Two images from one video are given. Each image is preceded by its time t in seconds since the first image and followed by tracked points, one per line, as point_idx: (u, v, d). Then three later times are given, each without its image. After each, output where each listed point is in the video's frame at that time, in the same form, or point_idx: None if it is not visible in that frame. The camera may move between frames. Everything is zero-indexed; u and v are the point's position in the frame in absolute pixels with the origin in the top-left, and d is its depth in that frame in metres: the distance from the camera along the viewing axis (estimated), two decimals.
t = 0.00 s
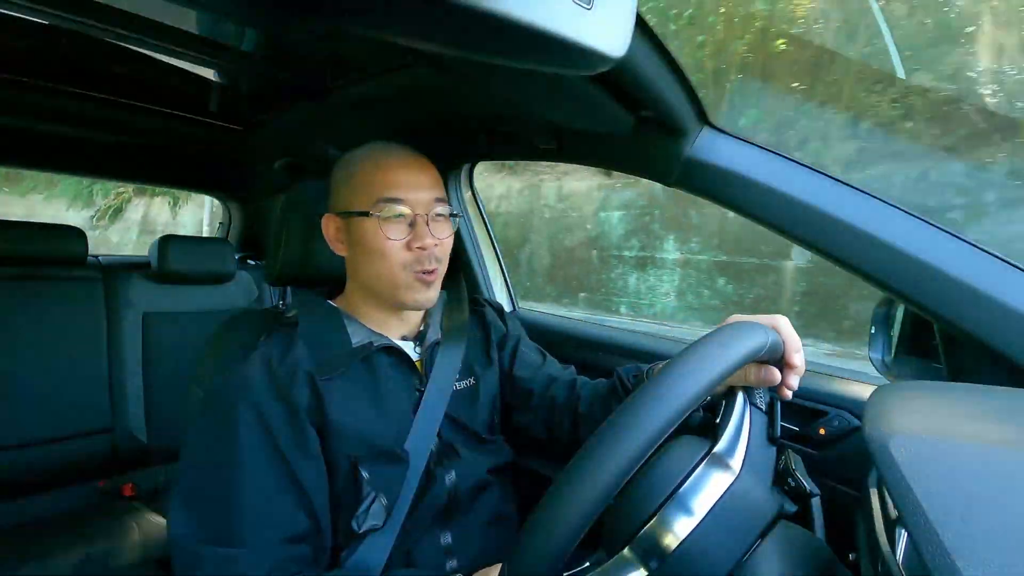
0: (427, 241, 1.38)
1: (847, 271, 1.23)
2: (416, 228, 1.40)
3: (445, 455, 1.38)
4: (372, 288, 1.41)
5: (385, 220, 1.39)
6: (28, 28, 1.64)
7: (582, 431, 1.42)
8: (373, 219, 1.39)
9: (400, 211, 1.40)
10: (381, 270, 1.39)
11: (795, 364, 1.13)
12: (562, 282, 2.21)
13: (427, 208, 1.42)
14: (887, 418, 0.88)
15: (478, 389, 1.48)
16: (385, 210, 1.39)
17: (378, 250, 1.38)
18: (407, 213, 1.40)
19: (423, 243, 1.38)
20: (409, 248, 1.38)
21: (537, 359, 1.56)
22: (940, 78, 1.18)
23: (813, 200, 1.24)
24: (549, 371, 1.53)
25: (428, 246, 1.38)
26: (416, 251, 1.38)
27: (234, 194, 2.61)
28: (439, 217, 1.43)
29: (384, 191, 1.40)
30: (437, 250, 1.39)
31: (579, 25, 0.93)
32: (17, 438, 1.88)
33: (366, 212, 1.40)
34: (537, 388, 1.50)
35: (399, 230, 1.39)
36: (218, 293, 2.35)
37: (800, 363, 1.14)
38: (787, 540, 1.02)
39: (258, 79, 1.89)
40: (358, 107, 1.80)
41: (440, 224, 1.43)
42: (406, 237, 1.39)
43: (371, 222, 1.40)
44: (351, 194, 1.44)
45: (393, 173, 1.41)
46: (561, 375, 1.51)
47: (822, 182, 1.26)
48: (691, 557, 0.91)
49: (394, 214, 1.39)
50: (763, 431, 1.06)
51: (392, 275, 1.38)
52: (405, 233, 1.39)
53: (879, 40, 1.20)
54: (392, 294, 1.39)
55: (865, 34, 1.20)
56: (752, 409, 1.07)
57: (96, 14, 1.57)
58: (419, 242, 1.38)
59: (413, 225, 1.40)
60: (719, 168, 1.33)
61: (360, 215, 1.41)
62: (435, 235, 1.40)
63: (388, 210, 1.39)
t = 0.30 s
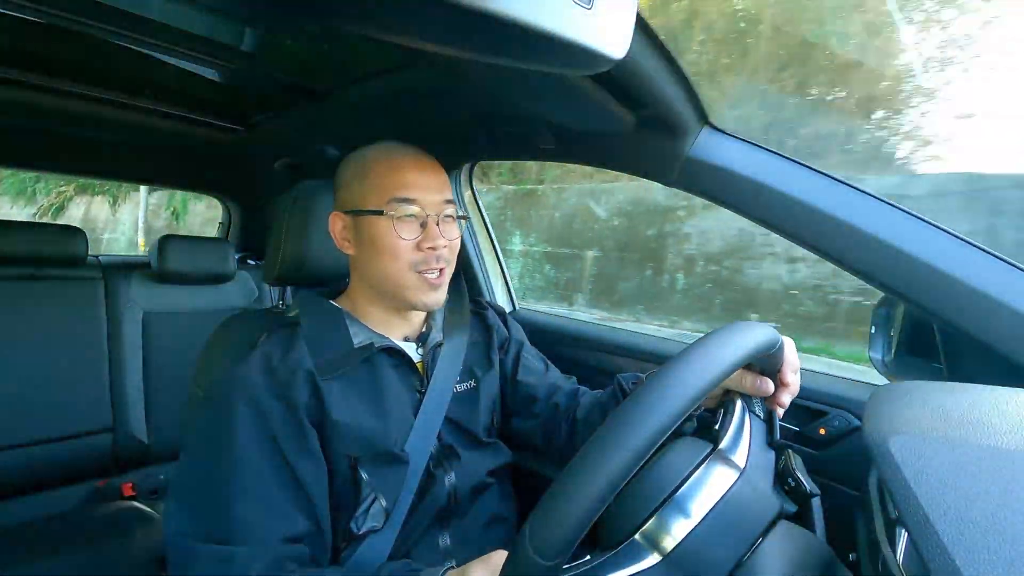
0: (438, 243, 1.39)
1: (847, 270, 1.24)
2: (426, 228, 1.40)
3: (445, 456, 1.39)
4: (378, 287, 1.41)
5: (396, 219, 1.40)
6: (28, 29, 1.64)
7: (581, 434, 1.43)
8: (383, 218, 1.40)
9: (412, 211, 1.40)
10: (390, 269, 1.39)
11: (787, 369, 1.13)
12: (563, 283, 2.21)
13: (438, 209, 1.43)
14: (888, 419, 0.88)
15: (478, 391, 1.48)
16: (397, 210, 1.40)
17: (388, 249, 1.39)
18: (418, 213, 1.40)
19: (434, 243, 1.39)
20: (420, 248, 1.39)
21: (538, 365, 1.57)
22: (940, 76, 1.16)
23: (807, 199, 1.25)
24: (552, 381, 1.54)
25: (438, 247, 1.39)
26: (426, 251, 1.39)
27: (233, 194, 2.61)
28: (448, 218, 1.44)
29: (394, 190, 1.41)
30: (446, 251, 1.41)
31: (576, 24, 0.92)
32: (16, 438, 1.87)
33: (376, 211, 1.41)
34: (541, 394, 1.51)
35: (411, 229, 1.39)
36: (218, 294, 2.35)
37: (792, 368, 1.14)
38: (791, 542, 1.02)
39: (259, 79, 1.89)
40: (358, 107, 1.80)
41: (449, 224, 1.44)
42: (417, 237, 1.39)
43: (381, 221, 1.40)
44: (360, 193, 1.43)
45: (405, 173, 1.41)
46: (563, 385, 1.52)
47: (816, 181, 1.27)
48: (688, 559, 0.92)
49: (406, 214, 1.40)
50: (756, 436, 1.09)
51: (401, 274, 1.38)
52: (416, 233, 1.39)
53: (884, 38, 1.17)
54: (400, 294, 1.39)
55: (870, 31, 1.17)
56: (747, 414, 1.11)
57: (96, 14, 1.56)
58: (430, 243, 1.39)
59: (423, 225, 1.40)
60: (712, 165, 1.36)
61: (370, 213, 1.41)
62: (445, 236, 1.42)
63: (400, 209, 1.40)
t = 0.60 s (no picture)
0: (448, 246, 1.40)
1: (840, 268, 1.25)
2: (437, 233, 1.41)
3: (445, 460, 1.41)
4: (385, 289, 1.41)
5: (408, 223, 1.40)
6: (28, 29, 1.64)
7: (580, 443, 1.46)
8: (394, 221, 1.41)
9: (423, 215, 1.41)
10: (400, 272, 1.40)
11: (777, 399, 1.18)
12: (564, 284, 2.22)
13: (449, 214, 1.44)
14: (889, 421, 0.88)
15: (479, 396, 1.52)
16: (409, 214, 1.41)
17: (399, 252, 1.40)
18: (428, 216, 1.41)
19: (444, 247, 1.40)
20: (430, 251, 1.40)
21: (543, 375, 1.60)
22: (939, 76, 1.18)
23: (803, 196, 1.25)
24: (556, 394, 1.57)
25: (448, 250, 1.40)
26: (436, 255, 1.40)
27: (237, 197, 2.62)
28: (457, 221, 1.45)
29: (406, 194, 1.42)
30: (456, 255, 1.42)
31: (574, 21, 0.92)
32: (16, 438, 1.87)
33: (388, 214, 1.41)
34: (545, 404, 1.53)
35: (421, 233, 1.40)
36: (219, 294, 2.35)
37: (784, 398, 1.19)
38: (792, 540, 1.01)
39: (259, 80, 1.90)
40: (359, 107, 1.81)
41: (458, 228, 1.45)
42: (427, 240, 1.40)
43: (393, 225, 1.40)
44: (371, 196, 1.44)
45: (417, 177, 1.42)
46: (566, 400, 1.55)
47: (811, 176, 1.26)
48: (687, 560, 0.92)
49: (416, 216, 1.41)
50: (752, 454, 1.11)
51: (411, 277, 1.39)
52: (427, 237, 1.40)
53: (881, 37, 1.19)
54: (407, 296, 1.40)
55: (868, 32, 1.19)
56: (742, 435, 1.12)
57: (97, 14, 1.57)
58: (440, 246, 1.40)
59: (434, 229, 1.41)
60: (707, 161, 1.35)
61: (381, 216, 1.42)
62: (455, 239, 1.43)
63: (412, 214, 1.41)
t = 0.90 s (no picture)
0: (436, 243, 1.43)
1: (850, 269, 1.17)
2: (425, 229, 1.44)
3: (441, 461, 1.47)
4: (378, 291, 1.45)
5: (396, 220, 1.44)
6: (27, 31, 1.64)
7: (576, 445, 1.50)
8: (384, 219, 1.43)
9: (411, 211, 1.44)
10: (390, 269, 1.43)
11: (771, 399, 1.17)
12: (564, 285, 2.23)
13: (437, 209, 1.47)
14: (887, 423, 0.88)
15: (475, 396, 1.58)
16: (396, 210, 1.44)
17: (388, 250, 1.43)
18: (416, 214, 1.44)
19: (433, 245, 1.43)
20: (418, 249, 1.43)
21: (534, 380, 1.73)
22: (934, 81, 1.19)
23: (812, 200, 1.17)
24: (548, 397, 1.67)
25: (437, 248, 1.43)
26: (425, 253, 1.42)
27: (234, 197, 2.62)
28: (447, 218, 1.48)
29: (394, 191, 1.46)
30: (446, 252, 1.45)
31: (574, 22, 0.93)
32: (15, 438, 1.87)
33: (377, 212, 1.45)
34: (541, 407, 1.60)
35: (409, 230, 1.43)
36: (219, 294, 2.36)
37: (778, 397, 1.18)
38: (795, 542, 1.01)
39: (259, 82, 1.90)
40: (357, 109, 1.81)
41: (448, 225, 1.48)
42: (416, 238, 1.44)
43: (380, 222, 1.44)
44: (361, 195, 1.48)
45: (405, 173, 1.46)
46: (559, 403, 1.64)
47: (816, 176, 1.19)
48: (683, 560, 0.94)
49: (404, 214, 1.43)
50: (751, 459, 1.10)
51: (402, 276, 1.42)
52: (415, 234, 1.43)
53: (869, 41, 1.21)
54: (399, 297, 1.42)
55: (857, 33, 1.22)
56: (739, 441, 1.12)
57: (96, 15, 1.57)
58: (429, 244, 1.43)
59: (422, 226, 1.45)
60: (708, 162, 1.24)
61: (371, 215, 1.46)
62: (444, 237, 1.46)
63: (400, 211, 1.44)
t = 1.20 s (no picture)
0: (430, 234, 1.58)
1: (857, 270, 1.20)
2: (419, 221, 1.59)
3: (440, 461, 1.48)
4: (373, 283, 1.55)
5: (391, 212, 1.57)
6: (27, 32, 1.64)
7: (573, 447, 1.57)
8: (379, 209, 1.57)
9: (405, 203, 1.58)
10: (386, 258, 1.55)
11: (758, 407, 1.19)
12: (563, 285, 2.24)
13: (430, 204, 1.62)
14: (889, 423, 0.87)
15: (473, 395, 1.61)
16: (392, 202, 1.58)
17: (384, 240, 1.56)
18: (411, 206, 1.59)
19: (426, 236, 1.57)
20: (413, 240, 1.57)
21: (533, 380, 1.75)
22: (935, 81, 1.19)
23: (808, 198, 1.21)
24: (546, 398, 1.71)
25: (431, 238, 1.58)
26: (418, 243, 1.56)
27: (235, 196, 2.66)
28: (439, 211, 1.63)
29: (390, 185, 1.59)
30: (438, 243, 1.59)
31: (575, 21, 0.92)
32: (14, 438, 1.87)
33: (372, 203, 1.58)
34: (536, 409, 1.66)
35: (405, 220, 1.57)
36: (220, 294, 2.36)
37: (768, 404, 1.21)
38: (792, 541, 1.03)
39: (258, 82, 1.90)
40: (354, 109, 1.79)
41: (440, 218, 1.63)
42: (412, 229, 1.58)
43: (376, 214, 1.57)
44: (356, 190, 1.61)
45: (400, 168, 1.59)
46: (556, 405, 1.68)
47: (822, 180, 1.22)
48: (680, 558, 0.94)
49: (400, 206, 1.58)
50: (749, 463, 1.11)
51: (398, 264, 1.54)
52: (410, 225, 1.58)
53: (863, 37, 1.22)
54: (395, 286, 1.53)
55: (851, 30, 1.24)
56: (736, 445, 1.12)
57: (96, 15, 1.56)
58: (423, 235, 1.58)
59: (417, 218, 1.59)
60: (716, 165, 1.31)
61: (368, 206, 1.59)
62: (437, 229, 1.61)
63: (396, 204, 1.58)
